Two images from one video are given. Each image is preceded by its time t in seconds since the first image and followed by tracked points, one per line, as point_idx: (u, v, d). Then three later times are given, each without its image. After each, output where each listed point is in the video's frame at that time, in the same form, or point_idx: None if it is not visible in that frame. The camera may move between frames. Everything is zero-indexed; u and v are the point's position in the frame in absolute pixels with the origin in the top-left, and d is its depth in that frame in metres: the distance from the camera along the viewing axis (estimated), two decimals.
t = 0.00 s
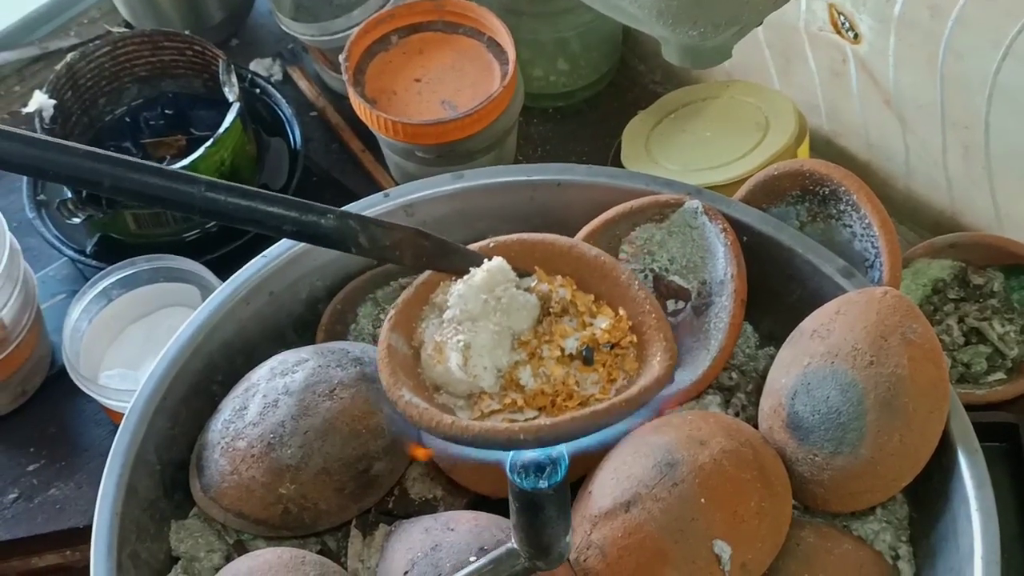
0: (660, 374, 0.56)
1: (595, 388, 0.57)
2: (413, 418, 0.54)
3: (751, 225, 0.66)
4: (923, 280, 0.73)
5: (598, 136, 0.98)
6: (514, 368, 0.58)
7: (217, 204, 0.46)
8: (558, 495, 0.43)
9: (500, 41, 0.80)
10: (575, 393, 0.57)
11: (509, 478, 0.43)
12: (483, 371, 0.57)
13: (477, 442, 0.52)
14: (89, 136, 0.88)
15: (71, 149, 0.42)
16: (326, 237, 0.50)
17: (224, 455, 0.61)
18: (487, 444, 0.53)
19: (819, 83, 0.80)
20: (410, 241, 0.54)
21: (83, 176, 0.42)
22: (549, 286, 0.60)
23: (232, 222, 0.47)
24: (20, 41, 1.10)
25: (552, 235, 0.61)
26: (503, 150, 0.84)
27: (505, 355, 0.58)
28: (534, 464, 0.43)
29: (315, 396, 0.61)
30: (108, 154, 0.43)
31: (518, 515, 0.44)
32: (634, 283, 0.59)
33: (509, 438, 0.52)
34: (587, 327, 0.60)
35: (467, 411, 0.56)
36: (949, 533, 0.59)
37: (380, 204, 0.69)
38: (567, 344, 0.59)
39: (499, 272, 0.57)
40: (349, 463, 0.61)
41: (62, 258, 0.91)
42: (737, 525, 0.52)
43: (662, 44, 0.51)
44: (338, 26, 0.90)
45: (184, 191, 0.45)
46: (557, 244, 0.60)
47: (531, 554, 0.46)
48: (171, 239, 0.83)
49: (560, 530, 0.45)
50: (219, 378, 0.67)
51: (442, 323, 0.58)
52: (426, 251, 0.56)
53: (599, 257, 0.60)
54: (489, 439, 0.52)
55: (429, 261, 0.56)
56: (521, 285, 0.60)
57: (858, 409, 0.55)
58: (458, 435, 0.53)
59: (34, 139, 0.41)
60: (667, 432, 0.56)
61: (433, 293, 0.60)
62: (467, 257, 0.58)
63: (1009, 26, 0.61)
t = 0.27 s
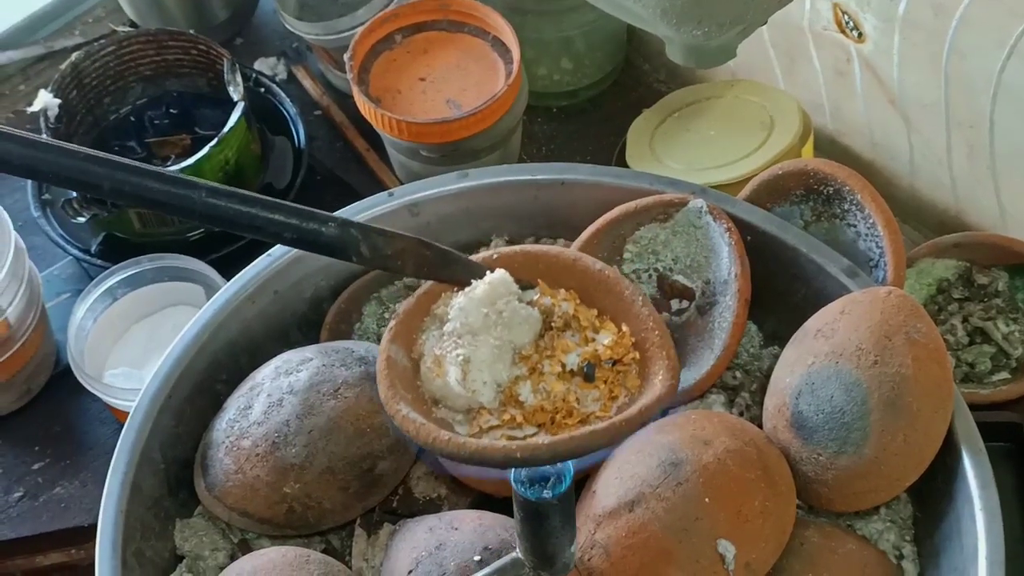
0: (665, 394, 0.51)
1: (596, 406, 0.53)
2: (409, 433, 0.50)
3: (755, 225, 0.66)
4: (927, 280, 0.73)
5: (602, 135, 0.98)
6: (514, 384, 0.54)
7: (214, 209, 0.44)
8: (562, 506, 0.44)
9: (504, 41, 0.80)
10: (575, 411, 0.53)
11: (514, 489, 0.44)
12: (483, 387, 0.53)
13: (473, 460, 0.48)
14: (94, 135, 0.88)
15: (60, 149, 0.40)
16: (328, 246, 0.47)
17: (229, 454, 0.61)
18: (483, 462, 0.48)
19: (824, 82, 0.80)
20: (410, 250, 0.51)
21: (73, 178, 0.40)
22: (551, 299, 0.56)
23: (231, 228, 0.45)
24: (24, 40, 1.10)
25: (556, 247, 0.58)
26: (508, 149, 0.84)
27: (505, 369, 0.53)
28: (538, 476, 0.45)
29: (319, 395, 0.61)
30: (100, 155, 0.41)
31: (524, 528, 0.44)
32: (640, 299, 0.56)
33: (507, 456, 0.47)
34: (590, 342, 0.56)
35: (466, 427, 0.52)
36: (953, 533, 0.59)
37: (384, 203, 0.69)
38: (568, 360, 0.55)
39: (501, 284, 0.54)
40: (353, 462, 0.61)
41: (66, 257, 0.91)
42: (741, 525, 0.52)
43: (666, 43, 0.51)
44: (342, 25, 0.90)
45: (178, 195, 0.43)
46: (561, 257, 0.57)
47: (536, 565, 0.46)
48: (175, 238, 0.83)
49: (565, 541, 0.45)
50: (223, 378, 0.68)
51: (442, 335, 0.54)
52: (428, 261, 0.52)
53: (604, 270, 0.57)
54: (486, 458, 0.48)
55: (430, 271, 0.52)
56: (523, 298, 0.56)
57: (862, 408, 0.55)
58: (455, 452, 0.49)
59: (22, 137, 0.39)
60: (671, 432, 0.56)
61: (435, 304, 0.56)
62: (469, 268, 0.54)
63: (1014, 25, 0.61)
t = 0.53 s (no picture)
0: (678, 383, 0.51)
1: (609, 395, 0.52)
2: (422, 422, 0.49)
3: (759, 224, 0.66)
4: (930, 279, 0.73)
5: (606, 134, 0.98)
6: (527, 374, 0.53)
7: (225, 199, 0.44)
8: (571, 500, 0.43)
9: (508, 40, 0.80)
10: (589, 401, 0.52)
11: (522, 483, 0.43)
12: (496, 377, 0.52)
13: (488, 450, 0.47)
14: (97, 134, 0.88)
15: (71, 140, 0.40)
16: (341, 237, 0.47)
17: (233, 452, 0.61)
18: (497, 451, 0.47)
19: (827, 81, 0.80)
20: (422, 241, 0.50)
21: (83, 170, 0.41)
22: (564, 290, 0.56)
23: (242, 220, 0.45)
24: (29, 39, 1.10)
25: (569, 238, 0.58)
26: (512, 148, 0.84)
27: (518, 359, 0.53)
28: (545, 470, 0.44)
29: (322, 394, 0.61)
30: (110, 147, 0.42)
31: (531, 522, 0.44)
32: (652, 290, 0.55)
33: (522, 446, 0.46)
34: (603, 332, 0.55)
35: (479, 418, 0.51)
36: (957, 532, 0.59)
37: (387, 202, 0.69)
38: (582, 350, 0.54)
39: (513, 275, 0.53)
40: (357, 461, 0.61)
41: (70, 256, 0.92)
42: (745, 524, 0.52)
43: (670, 42, 0.51)
44: (346, 24, 0.90)
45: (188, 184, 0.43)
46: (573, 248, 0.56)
47: (544, 560, 0.46)
48: (179, 237, 0.84)
49: (573, 537, 0.45)
50: (226, 377, 0.68)
51: (455, 326, 0.54)
52: (442, 253, 0.51)
53: (616, 261, 0.56)
54: (501, 447, 0.47)
55: (445, 263, 0.52)
56: (535, 289, 0.56)
57: (866, 408, 0.55)
58: (469, 442, 0.48)
59: (30, 127, 0.39)
60: (674, 431, 0.56)
61: (448, 295, 0.55)
62: (482, 260, 0.53)
63: (1018, 24, 0.61)
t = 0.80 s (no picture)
0: (655, 388, 0.52)
1: (587, 399, 0.54)
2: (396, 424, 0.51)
3: (761, 223, 0.66)
4: (932, 279, 0.73)
5: (607, 133, 0.98)
6: (504, 377, 0.55)
7: (207, 195, 0.46)
8: (562, 514, 0.42)
9: (509, 39, 0.80)
10: (566, 404, 0.55)
11: (513, 497, 0.42)
12: (473, 379, 0.54)
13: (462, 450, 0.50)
14: (99, 133, 0.88)
15: (59, 136, 0.42)
16: (319, 233, 0.50)
17: (234, 451, 0.61)
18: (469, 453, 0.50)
19: (829, 80, 0.80)
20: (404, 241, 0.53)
21: (69, 164, 0.43)
22: (545, 292, 0.58)
23: (222, 215, 0.47)
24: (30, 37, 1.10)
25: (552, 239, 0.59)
26: (513, 147, 0.84)
27: (495, 361, 0.55)
28: (539, 481, 0.42)
29: (324, 393, 0.61)
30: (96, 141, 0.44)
31: (524, 535, 0.44)
32: (633, 292, 0.56)
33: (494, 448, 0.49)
34: (582, 336, 0.57)
35: (453, 419, 0.53)
36: (958, 531, 0.58)
37: (389, 201, 0.69)
38: (560, 354, 0.56)
39: (493, 276, 0.55)
40: (358, 460, 0.61)
41: (71, 255, 0.92)
42: (746, 523, 0.52)
43: (671, 42, 0.51)
44: (347, 23, 0.90)
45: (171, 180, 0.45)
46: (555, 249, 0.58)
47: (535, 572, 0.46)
48: (181, 236, 0.84)
49: (565, 550, 0.44)
50: (228, 376, 0.68)
51: (433, 327, 0.55)
52: (423, 252, 0.54)
53: (598, 263, 0.57)
54: (474, 448, 0.49)
55: (424, 262, 0.54)
56: (515, 290, 0.57)
57: (867, 407, 0.55)
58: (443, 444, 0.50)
59: (17, 122, 0.41)
60: (675, 429, 0.56)
61: (427, 295, 0.57)
62: (461, 260, 0.56)
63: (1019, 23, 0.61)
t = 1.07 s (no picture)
0: (659, 392, 0.52)
1: (590, 405, 0.54)
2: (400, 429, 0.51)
3: (762, 221, 0.66)
4: (933, 276, 0.73)
5: (609, 130, 0.98)
6: (507, 382, 0.55)
7: (210, 200, 0.45)
8: (554, 513, 0.42)
9: (511, 37, 0.80)
10: (569, 410, 0.54)
11: (505, 495, 0.42)
12: (475, 385, 0.54)
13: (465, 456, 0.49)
14: (100, 131, 0.88)
15: (59, 139, 0.40)
16: (321, 238, 0.48)
17: (235, 448, 0.61)
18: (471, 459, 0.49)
19: (830, 77, 0.80)
20: (407, 245, 0.52)
21: (69, 168, 0.41)
22: (547, 296, 0.57)
23: (225, 220, 0.46)
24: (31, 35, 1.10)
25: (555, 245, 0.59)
26: (514, 145, 0.84)
27: (498, 367, 0.55)
28: (531, 480, 0.43)
29: (325, 390, 0.61)
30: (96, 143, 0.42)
31: (516, 534, 0.43)
32: (635, 297, 0.56)
33: (497, 454, 0.48)
34: (585, 341, 0.57)
35: (456, 424, 0.53)
36: (959, 528, 0.58)
37: (390, 199, 0.69)
38: (563, 358, 0.56)
39: (497, 281, 0.55)
40: (359, 457, 0.60)
41: (73, 252, 0.92)
42: (747, 520, 0.52)
43: (673, 38, 0.51)
44: (348, 21, 0.90)
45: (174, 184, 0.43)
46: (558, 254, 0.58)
47: (529, 571, 0.45)
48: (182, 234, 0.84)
49: (558, 548, 0.44)
50: (229, 373, 0.68)
51: (437, 333, 0.55)
52: (423, 256, 0.53)
53: (601, 268, 0.57)
54: (475, 454, 0.48)
55: (427, 266, 0.54)
56: (518, 295, 0.57)
57: (868, 405, 0.55)
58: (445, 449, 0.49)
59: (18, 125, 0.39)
60: (676, 427, 0.56)
61: (429, 300, 0.57)
62: (465, 264, 0.55)
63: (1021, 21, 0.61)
